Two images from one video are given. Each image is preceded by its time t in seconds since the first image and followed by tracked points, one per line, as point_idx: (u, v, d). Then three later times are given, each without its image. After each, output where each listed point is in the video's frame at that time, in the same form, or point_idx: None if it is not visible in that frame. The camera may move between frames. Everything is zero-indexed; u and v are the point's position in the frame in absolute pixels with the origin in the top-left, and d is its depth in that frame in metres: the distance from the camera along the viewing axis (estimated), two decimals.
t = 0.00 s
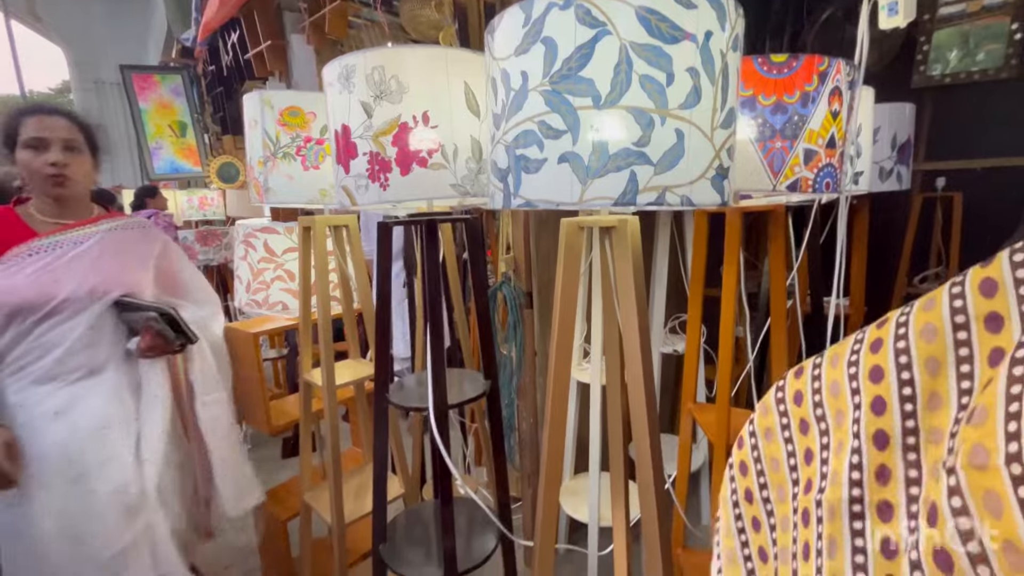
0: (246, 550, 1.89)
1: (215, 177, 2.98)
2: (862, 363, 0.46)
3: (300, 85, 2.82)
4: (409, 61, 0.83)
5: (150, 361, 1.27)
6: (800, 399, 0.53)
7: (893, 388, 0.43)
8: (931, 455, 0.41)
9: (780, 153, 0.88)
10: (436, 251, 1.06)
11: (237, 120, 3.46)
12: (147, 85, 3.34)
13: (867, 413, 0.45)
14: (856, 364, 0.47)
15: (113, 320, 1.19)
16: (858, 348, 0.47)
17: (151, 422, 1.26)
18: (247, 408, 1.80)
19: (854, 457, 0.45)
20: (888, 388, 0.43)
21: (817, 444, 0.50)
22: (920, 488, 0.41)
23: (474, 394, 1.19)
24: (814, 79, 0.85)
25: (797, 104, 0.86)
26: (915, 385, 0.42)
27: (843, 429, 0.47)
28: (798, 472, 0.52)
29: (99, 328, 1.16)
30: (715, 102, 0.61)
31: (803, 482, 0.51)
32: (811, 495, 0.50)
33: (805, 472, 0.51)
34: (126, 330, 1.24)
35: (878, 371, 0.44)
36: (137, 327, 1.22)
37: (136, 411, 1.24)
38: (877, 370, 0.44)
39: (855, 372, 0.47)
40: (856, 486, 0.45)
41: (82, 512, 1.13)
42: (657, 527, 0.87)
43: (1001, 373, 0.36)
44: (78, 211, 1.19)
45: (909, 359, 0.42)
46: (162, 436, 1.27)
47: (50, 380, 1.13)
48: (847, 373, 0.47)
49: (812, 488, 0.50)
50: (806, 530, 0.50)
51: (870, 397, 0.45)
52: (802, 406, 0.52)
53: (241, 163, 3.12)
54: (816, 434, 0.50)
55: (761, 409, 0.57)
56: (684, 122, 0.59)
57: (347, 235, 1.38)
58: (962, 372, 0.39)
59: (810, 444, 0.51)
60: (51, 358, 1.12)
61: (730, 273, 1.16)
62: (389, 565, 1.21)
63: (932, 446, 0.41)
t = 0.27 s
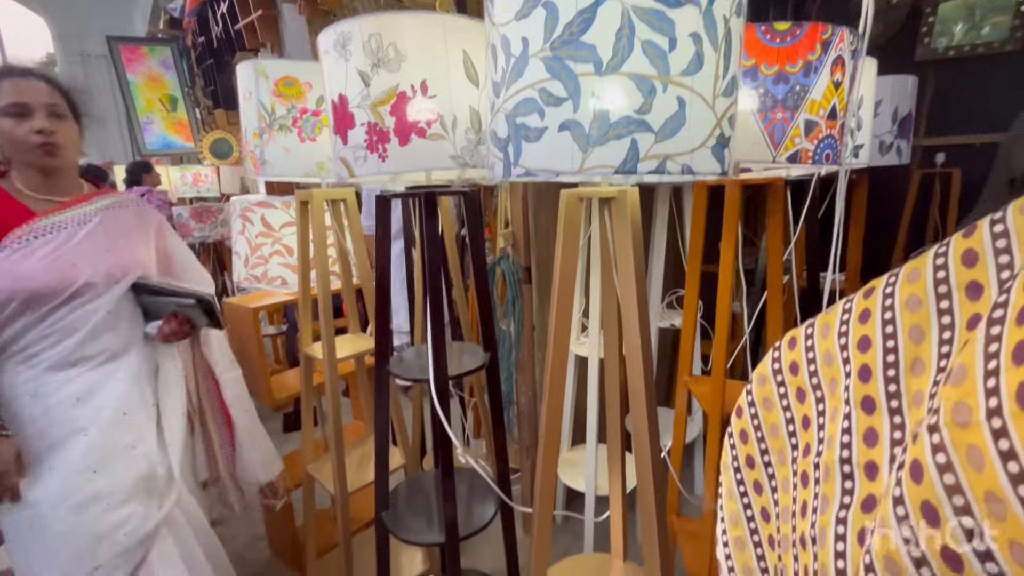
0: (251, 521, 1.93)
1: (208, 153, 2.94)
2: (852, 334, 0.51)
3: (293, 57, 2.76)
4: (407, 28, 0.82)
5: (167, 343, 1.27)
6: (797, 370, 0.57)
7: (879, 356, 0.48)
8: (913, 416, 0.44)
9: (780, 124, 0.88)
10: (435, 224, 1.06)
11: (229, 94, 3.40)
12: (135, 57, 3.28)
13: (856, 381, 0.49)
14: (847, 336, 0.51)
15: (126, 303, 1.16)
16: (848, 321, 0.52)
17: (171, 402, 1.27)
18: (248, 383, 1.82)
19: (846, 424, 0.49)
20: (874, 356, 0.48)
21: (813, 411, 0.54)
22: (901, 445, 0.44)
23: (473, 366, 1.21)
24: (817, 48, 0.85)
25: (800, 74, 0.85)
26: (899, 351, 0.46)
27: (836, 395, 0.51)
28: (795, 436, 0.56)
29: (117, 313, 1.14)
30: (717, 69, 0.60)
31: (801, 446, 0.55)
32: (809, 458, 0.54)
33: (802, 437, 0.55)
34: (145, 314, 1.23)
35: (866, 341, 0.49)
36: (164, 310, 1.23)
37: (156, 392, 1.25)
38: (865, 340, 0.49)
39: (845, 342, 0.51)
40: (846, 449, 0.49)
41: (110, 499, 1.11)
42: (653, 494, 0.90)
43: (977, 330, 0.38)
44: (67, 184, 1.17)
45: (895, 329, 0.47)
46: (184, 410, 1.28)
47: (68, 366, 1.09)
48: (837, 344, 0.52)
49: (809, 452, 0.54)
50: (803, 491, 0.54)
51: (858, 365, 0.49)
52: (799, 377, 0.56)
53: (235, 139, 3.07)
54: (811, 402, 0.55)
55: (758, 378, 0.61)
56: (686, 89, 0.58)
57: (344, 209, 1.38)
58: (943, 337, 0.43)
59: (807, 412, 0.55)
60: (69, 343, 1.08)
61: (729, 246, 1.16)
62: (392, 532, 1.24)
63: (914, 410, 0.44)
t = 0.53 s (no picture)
0: (246, 492, 1.96)
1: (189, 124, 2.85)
2: (838, 296, 0.51)
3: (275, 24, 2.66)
4: None
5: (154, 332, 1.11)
6: (782, 333, 0.57)
7: (864, 316, 0.48)
8: (899, 373, 0.44)
9: (772, 93, 0.88)
10: (425, 194, 1.05)
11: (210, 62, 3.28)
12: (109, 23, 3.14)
13: (842, 341, 0.50)
14: (831, 299, 0.52)
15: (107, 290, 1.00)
16: (835, 281, 0.52)
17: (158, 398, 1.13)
18: (238, 357, 1.81)
19: (832, 383, 0.50)
20: (860, 317, 0.49)
21: (799, 374, 0.55)
22: (886, 402, 0.44)
23: (464, 337, 1.22)
24: (812, 15, 0.82)
25: (793, 42, 0.83)
26: (886, 310, 0.46)
27: (822, 357, 0.52)
28: (782, 399, 0.57)
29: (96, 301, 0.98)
30: (710, 33, 0.59)
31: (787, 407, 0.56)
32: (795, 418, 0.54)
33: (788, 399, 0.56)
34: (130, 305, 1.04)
35: (852, 301, 0.49)
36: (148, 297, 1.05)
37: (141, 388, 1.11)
38: (852, 301, 0.50)
39: (831, 304, 0.52)
40: (831, 407, 0.49)
41: (100, 500, 1.01)
42: (639, 458, 0.93)
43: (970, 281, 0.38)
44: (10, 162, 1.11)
45: (882, 289, 0.47)
46: (175, 406, 1.14)
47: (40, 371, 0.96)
48: (823, 306, 0.53)
49: (795, 413, 0.54)
50: (789, 454, 0.54)
51: (844, 326, 0.50)
52: (785, 341, 0.57)
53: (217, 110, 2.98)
54: (798, 365, 0.55)
55: (744, 344, 0.61)
56: (678, 53, 0.58)
57: (333, 180, 1.36)
58: (928, 295, 0.43)
59: (793, 375, 0.56)
60: (39, 340, 0.95)
61: (718, 217, 1.17)
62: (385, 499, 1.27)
63: (900, 367, 0.44)
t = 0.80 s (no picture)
0: (232, 464, 1.96)
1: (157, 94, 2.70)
2: (832, 250, 0.51)
3: None
4: None
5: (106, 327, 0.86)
6: (774, 294, 0.58)
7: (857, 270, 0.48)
8: (893, 326, 0.43)
9: (758, 58, 0.86)
10: (409, 161, 1.03)
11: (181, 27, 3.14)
12: None
13: (834, 296, 0.50)
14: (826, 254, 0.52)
15: (20, 283, 0.74)
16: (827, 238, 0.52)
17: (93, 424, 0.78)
18: (221, 330, 1.79)
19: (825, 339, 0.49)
20: (853, 271, 0.48)
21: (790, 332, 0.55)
22: (881, 354, 0.43)
23: (451, 306, 1.22)
24: None
25: (780, 6, 0.83)
26: (880, 263, 0.46)
27: (814, 314, 0.52)
28: (772, 358, 0.57)
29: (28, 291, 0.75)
30: None
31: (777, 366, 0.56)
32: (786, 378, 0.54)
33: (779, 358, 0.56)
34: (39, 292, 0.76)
35: (845, 256, 0.50)
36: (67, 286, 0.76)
37: (75, 402, 0.78)
38: (845, 256, 0.50)
39: (824, 261, 0.52)
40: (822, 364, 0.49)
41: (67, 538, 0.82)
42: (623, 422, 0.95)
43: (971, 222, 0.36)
44: None
45: (875, 241, 0.47)
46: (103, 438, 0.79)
47: None
48: (816, 263, 0.53)
49: (786, 372, 0.54)
50: (779, 413, 0.54)
51: (837, 280, 0.50)
52: (777, 301, 0.57)
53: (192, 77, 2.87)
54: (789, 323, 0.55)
55: (735, 307, 0.62)
56: (666, 12, 0.57)
57: (314, 148, 1.33)
58: (923, 245, 0.43)
59: (783, 333, 0.56)
60: None
61: (702, 186, 1.17)
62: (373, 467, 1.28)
63: (895, 319, 0.43)
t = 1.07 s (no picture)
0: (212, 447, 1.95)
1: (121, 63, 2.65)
2: (815, 223, 0.53)
3: None
4: None
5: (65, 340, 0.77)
6: (757, 266, 0.59)
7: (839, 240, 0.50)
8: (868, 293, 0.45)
9: (738, 37, 0.87)
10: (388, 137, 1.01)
11: None
12: None
13: (816, 266, 0.51)
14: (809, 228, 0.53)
15: None
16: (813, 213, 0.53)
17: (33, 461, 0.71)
18: (197, 312, 1.75)
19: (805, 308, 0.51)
20: (835, 242, 0.50)
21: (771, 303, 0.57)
22: (855, 320, 0.45)
23: (432, 285, 1.22)
24: None
25: None
26: (859, 234, 0.48)
27: (795, 284, 0.54)
28: (754, 328, 0.59)
29: None
30: None
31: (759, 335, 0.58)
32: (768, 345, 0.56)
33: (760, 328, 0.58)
34: None
35: (827, 228, 0.51)
36: (2, 309, 0.66)
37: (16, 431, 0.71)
38: (826, 228, 0.51)
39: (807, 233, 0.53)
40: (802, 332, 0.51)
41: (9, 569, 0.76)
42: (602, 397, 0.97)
43: (946, 199, 0.39)
44: None
45: (855, 214, 0.49)
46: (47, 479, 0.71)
47: None
48: (799, 235, 0.54)
49: (768, 340, 0.56)
50: (760, 380, 0.56)
51: (819, 251, 0.52)
52: (759, 274, 0.59)
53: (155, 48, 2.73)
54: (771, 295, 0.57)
55: (721, 278, 0.64)
56: None
57: (289, 124, 1.29)
58: (899, 216, 0.45)
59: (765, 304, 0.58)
60: None
61: (681, 165, 1.18)
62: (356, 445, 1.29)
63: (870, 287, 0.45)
